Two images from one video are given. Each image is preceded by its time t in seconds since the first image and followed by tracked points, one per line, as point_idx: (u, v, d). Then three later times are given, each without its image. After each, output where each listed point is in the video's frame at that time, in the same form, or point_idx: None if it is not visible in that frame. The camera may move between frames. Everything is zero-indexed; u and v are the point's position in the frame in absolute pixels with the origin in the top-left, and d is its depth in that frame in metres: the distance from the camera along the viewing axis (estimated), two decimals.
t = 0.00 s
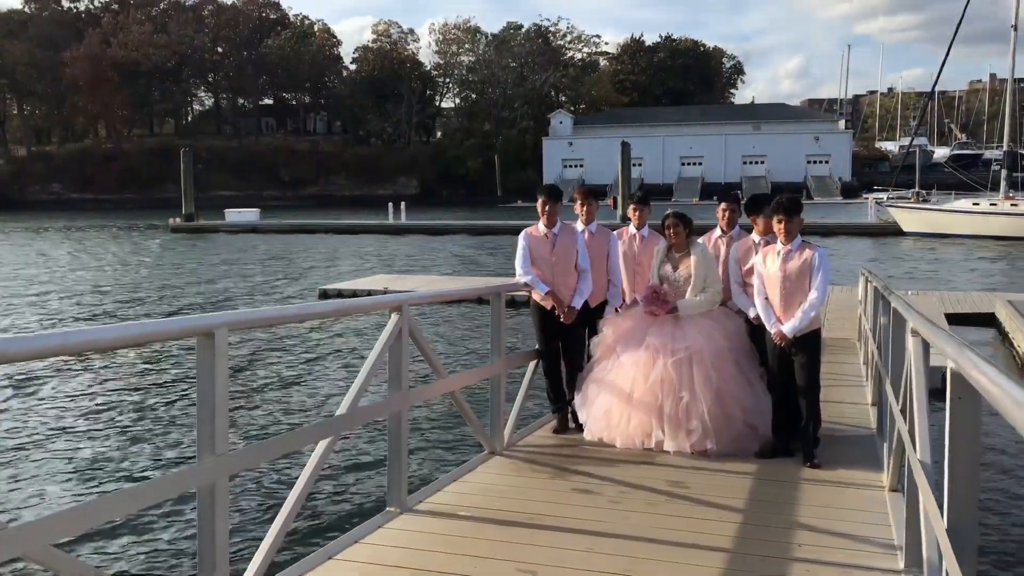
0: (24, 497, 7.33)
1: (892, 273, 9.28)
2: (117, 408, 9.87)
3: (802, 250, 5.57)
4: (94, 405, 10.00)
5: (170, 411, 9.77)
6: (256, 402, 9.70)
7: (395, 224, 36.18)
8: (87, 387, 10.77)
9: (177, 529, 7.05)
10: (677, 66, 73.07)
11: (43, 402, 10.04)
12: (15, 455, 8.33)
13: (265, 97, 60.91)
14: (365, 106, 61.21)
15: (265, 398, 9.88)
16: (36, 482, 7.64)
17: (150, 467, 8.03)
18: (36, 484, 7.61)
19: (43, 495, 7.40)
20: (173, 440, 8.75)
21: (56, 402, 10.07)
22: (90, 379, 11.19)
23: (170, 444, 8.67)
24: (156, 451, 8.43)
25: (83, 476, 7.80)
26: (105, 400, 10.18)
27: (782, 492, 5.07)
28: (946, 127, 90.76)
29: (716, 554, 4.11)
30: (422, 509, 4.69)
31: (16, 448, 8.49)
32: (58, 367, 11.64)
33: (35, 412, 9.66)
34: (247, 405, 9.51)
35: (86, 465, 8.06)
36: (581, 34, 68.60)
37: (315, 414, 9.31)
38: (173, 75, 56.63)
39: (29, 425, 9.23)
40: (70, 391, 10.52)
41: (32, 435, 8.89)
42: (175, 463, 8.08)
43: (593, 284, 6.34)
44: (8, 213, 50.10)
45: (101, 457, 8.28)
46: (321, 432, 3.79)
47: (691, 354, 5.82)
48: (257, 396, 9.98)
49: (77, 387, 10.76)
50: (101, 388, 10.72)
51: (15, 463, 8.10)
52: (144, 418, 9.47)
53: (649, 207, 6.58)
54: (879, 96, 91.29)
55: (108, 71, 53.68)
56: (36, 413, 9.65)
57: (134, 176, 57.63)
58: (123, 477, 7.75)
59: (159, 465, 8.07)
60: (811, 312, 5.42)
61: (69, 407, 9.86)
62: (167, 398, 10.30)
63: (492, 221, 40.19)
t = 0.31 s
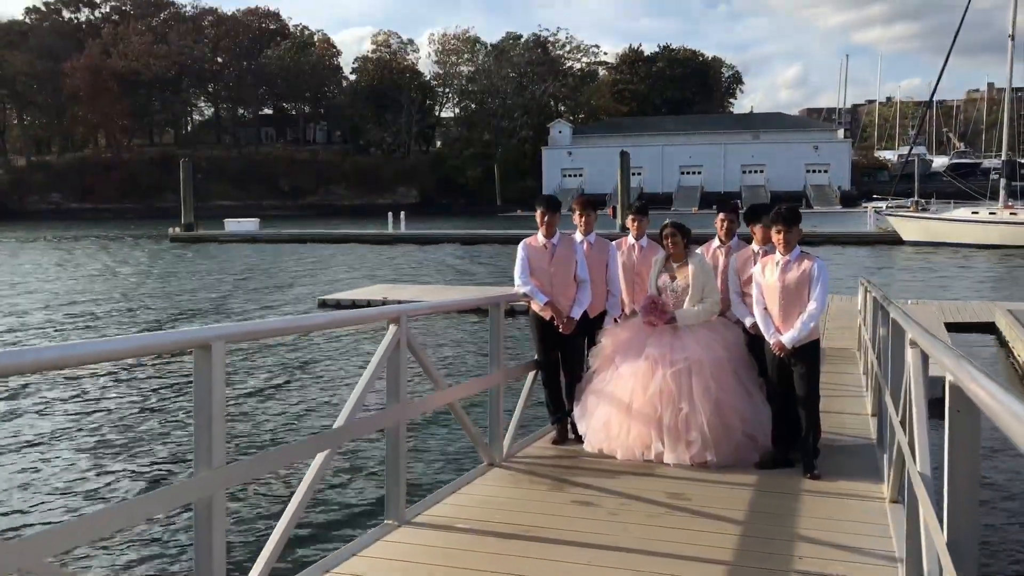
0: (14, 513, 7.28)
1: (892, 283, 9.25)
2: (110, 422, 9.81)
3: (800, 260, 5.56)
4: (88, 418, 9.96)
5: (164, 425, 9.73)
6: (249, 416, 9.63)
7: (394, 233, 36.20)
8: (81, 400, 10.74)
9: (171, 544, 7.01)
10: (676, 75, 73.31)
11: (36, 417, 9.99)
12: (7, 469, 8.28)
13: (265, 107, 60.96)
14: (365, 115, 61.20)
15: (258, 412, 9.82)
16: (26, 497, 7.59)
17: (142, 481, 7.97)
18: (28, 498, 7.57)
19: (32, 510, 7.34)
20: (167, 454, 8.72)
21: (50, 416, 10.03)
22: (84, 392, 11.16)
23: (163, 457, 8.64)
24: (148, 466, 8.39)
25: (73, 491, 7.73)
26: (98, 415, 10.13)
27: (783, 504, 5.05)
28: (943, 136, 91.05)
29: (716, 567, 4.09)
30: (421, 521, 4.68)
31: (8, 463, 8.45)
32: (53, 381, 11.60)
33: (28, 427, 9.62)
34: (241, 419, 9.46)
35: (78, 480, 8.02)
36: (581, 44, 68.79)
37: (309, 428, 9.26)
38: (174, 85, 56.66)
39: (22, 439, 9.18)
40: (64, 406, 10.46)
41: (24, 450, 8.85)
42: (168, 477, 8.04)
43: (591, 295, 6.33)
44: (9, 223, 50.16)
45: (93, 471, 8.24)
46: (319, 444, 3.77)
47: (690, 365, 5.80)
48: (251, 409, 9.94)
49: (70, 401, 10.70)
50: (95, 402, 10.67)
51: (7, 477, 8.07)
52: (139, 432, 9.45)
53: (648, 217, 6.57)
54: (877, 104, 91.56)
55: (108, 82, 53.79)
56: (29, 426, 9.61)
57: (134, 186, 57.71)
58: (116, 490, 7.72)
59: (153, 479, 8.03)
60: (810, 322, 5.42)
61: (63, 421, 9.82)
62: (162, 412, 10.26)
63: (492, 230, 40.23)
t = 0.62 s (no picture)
0: (9, 531, 7.24)
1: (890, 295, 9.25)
2: (110, 438, 9.78)
3: (800, 272, 5.55)
4: (85, 435, 9.91)
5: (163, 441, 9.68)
6: (246, 432, 9.58)
7: (395, 244, 36.24)
8: (80, 416, 10.69)
9: (168, 561, 6.96)
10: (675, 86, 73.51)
11: (34, 433, 9.95)
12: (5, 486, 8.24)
13: (265, 119, 61.07)
14: (365, 127, 61.35)
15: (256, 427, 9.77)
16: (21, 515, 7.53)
17: (140, 498, 7.92)
18: (24, 517, 7.51)
19: (29, 527, 7.32)
20: (165, 470, 8.68)
21: (47, 432, 9.98)
22: (83, 406, 11.15)
23: (162, 473, 8.59)
24: (146, 482, 8.34)
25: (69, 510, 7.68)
26: (96, 430, 10.09)
27: (784, 517, 5.03)
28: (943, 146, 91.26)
29: None
30: (419, 536, 4.65)
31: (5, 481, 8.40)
32: (52, 395, 11.58)
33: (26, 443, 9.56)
34: (239, 435, 9.41)
35: (75, 498, 7.96)
36: (580, 55, 68.99)
37: (308, 443, 9.21)
38: (175, 97, 56.72)
39: (20, 456, 9.14)
40: (63, 422, 10.41)
41: (22, 467, 8.81)
42: (166, 494, 7.99)
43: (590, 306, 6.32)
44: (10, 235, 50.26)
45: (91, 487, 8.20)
46: (318, 458, 3.75)
47: (688, 377, 5.80)
48: (250, 424, 9.90)
49: (68, 416, 10.66)
50: (93, 417, 10.64)
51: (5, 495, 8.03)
52: (136, 448, 9.41)
53: (647, 228, 6.56)
54: (876, 115, 91.77)
55: (109, 95, 53.98)
56: (26, 443, 9.56)
57: (135, 198, 57.85)
58: (114, 507, 7.71)
59: (150, 496, 7.98)
60: (809, 334, 5.41)
61: (60, 438, 9.78)
62: (160, 427, 10.22)
63: (491, 240, 40.29)
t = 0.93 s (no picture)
0: (5, 544, 7.21)
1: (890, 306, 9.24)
2: (109, 450, 9.75)
3: (800, 282, 5.54)
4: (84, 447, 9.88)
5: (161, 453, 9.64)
6: (245, 444, 9.55)
7: (396, 254, 36.30)
8: (78, 428, 10.64)
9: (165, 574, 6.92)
10: (676, 96, 73.57)
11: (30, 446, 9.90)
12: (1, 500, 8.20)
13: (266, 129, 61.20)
14: (366, 137, 61.33)
15: (256, 439, 9.73)
16: (18, 529, 7.48)
17: (136, 511, 7.88)
18: (20, 530, 7.47)
19: (26, 539, 7.30)
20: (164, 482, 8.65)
21: (44, 446, 9.93)
22: (82, 418, 11.13)
23: (160, 485, 8.55)
24: (143, 495, 8.31)
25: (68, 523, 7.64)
26: (95, 443, 10.06)
27: (786, 528, 5.01)
28: (943, 155, 91.43)
29: None
30: (419, 548, 4.64)
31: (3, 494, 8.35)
32: (52, 408, 11.57)
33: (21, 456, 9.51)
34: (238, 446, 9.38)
35: (73, 510, 7.92)
36: (581, 65, 69.18)
37: (308, 455, 9.17)
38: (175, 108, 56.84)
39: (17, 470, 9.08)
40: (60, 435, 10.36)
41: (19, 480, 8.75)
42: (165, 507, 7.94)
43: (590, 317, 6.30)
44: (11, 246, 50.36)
45: (88, 501, 8.16)
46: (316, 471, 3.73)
47: (689, 387, 5.77)
48: (250, 437, 9.85)
49: (65, 429, 10.62)
50: (91, 430, 10.59)
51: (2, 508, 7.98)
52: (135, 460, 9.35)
53: (647, 239, 6.56)
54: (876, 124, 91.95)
55: (111, 105, 54.21)
56: (22, 456, 9.51)
57: (135, 208, 57.89)
58: (111, 520, 7.68)
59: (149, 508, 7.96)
60: (810, 344, 5.38)
61: (55, 452, 9.71)
62: (159, 440, 10.17)
63: (493, 250, 40.35)
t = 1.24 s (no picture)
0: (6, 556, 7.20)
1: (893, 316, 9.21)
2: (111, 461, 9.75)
3: (802, 291, 5.53)
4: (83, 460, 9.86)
5: (160, 466, 9.61)
6: (245, 456, 9.52)
7: (399, 263, 36.34)
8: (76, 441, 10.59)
9: None
10: (678, 105, 73.71)
11: (27, 459, 9.86)
12: None
13: (269, 138, 61.35)
14: (369, 147, 61.42)
15: (255, 451, 9.71)
16: (17, 542, 7.46)
17: (137, 523, 7.88)
18: (18, 544, 7.44)
19: (28, 551, 7.29)
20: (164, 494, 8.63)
21: (42, 459, 9.89)
22: (84, 430, 11.13)
23: (160, 498, 8.53)
24: (145, 506, 8.31)
25: (66, 536, 7.62)
26: (94, 455, 10.04)
27: (789, 540, 4.97)
28: (946, 163, 91.47)
29: None
30: (421, 560, 4.62)
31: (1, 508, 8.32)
32: (54, 420, 11.57)
33: (19, 470, 9.48)
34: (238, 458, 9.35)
35: (72, 524, 7.88)
36: (583, 75, 69.32)
37: (309, 467, 9.17)
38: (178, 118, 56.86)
39: (15, 483, 9.04)
40: (57, 447, 10.33)
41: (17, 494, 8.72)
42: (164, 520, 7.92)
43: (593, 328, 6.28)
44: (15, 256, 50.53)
45: (87, 514, 8.14)
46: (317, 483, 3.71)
47: (692, 398, 5.74)
48: (250, 449, 9.82)
49: (64, 441, 10.59)
50: (90, 442, 10.57)
51: None
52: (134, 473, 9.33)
53: (649, 248, 6.56)
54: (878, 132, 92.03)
55: (114, 114, 54.42)
56: (23, 468, 9.52)
57: (137, 218, 58.02)
58: (112, 532, 7.68)
59: (149, 520, 7.94)
60: (813, 354, 5.36)
61: (53, 465, 9.67)
62: (159, 451, 10.15)
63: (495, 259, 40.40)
